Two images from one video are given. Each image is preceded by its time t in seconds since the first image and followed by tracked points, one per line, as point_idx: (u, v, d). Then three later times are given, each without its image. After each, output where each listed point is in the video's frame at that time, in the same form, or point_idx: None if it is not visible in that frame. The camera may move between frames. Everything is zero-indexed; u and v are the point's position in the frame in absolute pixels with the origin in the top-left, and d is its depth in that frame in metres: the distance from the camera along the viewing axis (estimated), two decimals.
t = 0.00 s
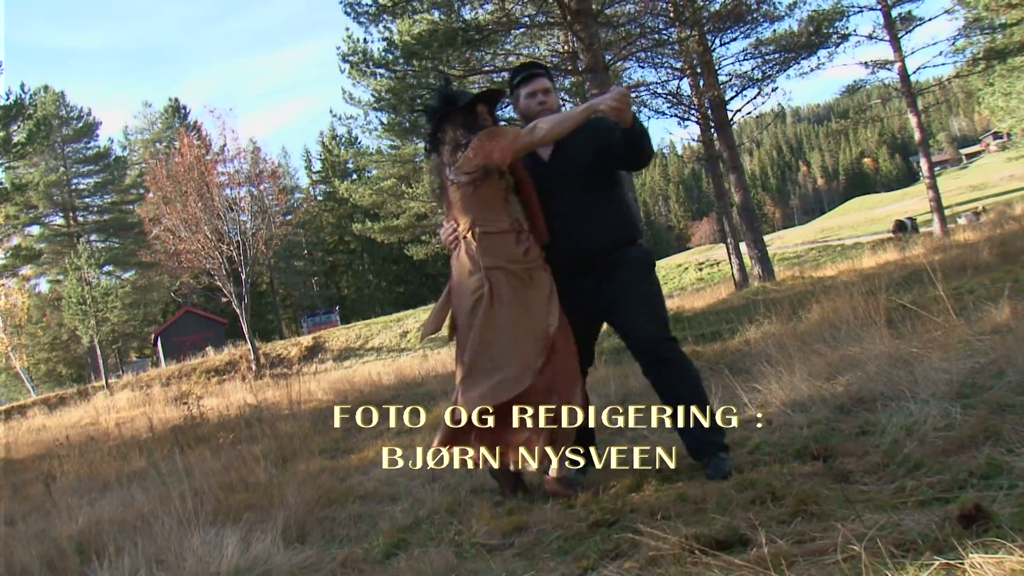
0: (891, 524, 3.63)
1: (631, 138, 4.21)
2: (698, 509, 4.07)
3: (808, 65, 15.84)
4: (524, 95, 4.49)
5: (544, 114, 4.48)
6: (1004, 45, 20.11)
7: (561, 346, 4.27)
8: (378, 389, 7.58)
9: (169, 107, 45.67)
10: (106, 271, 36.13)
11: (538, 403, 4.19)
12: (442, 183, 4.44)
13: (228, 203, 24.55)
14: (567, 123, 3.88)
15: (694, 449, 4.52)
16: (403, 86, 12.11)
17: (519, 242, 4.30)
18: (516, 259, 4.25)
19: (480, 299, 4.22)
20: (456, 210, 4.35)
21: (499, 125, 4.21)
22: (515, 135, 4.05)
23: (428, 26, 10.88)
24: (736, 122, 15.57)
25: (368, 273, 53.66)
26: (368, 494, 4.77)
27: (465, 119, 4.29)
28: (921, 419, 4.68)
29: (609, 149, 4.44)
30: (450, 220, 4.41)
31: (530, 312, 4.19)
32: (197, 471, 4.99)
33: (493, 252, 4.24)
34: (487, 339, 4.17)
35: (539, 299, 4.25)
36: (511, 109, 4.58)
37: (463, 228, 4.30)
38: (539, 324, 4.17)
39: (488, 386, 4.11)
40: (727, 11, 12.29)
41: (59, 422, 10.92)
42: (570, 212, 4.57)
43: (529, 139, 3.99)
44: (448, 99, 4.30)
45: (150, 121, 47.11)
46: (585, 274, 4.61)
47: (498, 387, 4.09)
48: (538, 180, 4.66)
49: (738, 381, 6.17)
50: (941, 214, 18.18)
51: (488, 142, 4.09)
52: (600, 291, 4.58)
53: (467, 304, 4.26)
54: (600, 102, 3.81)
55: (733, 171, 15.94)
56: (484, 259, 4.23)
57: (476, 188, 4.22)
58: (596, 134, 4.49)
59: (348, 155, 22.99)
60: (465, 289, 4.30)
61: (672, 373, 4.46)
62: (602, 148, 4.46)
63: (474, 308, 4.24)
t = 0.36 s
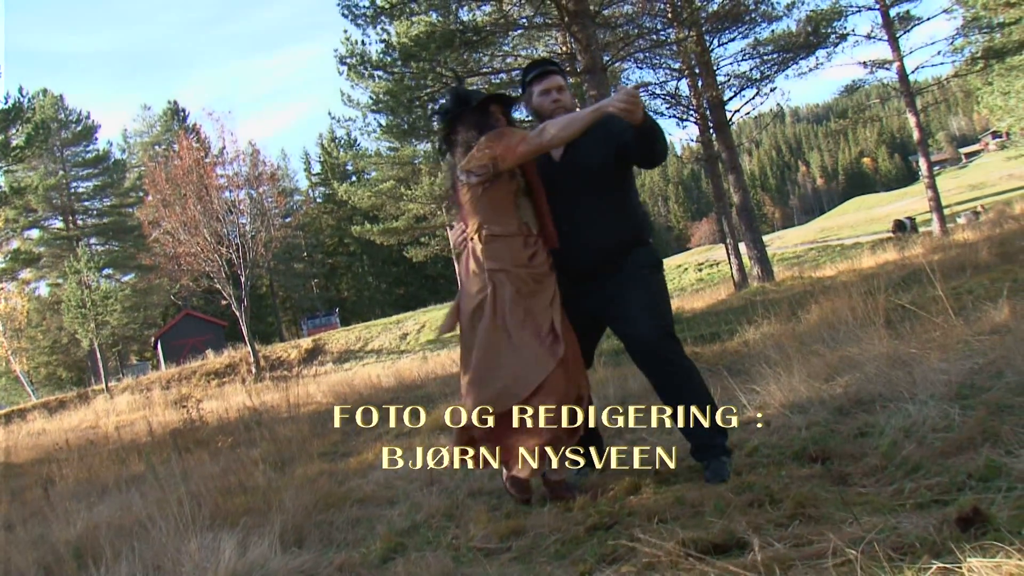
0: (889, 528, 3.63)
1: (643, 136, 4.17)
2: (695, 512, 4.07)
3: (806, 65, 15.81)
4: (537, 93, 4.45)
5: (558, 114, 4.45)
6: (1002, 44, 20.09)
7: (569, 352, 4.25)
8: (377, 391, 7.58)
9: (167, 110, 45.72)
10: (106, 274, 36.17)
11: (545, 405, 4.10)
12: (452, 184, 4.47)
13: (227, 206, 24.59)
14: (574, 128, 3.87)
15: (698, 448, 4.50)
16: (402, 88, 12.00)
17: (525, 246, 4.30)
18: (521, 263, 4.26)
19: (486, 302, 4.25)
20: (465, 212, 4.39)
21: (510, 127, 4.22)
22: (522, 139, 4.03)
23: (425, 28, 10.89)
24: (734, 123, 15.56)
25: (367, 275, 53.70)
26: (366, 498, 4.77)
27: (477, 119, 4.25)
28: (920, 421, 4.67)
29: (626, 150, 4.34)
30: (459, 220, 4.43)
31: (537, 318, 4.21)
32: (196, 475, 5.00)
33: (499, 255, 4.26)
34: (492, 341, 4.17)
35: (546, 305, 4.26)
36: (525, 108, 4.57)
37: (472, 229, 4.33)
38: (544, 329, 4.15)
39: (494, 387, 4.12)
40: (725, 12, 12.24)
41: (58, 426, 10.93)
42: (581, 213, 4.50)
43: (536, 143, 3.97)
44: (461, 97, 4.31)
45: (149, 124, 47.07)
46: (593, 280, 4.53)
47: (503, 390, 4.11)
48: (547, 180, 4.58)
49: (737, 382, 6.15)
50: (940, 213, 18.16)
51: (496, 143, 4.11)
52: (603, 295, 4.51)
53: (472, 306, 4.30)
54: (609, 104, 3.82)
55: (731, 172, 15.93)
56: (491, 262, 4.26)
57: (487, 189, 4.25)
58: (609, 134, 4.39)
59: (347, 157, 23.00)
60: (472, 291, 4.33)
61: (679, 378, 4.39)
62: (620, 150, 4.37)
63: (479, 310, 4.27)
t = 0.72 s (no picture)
0: (885, 532, 3.62)
1: (656, 140, 4.21)
2: (691, 516, 4.06)
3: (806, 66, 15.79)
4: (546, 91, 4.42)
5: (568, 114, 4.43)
6: (1001, 46, 20.07)
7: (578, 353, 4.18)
8: (375, 393, 7.58)
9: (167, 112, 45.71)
10: (105, 276, 36.21)
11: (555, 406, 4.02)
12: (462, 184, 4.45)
13: (227, 208, 24.65)
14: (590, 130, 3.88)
15: (696, 452, 4.47)
16: (400, 90, 11.99)
17: (534, 247, 4.27)
18: (530, 263, 4.22)
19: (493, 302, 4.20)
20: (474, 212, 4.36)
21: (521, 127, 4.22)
22: (533, 139, 4.02)
23: (423, 30, 10.97)
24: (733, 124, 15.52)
25: (367, 277, 53.79)
26: (362, 501, 4.77)
27: (487, 116, 4.23)
28: (917, 424, 4.66)
29: (636, 152, 4.32)
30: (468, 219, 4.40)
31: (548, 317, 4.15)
32: (193, 477, 5.00)
33: (508, 254, 4.22)
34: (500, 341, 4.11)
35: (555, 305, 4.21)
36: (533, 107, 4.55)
37: (480, 229, 4.30)
38: (552, 329, 4.09)
39: (501, 386, 4.05)
40: (725, 13, 12.41)
41: (56, 428, 10.95)
42: (586, 214, 4.47)
43: (547, 143, 3.95)
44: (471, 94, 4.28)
45: (149, 125, 46.99)
46: (595, 283, 4.52)
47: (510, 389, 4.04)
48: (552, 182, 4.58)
49: (734, 385, 6.14)
50: (939, 215, 18.13)
51: (506, 142, 4.09)
52: (604, 298, 4.49)
53: (479, 306, 4.25)
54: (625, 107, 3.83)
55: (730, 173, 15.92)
56: (499, 261, 4.22)
57: (497, 188, 4.24)
58: (617, 137, 4.38)
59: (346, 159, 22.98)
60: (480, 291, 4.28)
61: (679, 384, 4.35)
62: (629, 152, 4.36)
63: (486, 310, 4.22)
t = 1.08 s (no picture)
0: (881, 537, 3.62)
1: (668, 147, 4.22)
2: (688, 521, 4.06)
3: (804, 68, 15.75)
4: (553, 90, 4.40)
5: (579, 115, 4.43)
6: (999, 47, 20.04)
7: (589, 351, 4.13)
8: (373, 396, 7.59)
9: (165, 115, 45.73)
10: (104, 279, 36.30)
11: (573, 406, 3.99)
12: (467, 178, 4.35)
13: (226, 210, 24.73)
14: (608, 127, 3.75)
15: (694, 456, 4.46)
16: (398, 93, 11.96)
17: (544, 244, 4.23)
18: (542, 259, 4.19)
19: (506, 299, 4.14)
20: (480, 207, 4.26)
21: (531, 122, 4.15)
22: (548, 136, 3.94)
23: (420, 32, 11.12)
24: (732, 126, 15.50)
25: (366, 279, 53.90)
26: (359, 505, 4.77)
27: (497, 110, 4.18)
28: (915, 427, 4.66)
29: (645, 156, 4.36)
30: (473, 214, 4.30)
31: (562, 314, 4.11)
32: (191, 481, 5.02)
33: (519, 252, 4.17)
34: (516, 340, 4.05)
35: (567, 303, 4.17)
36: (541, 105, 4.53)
37: (489, 226, 4.21)
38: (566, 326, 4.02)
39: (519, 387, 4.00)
40: (721, 14, 12.44)
41: (56, 431, 11.01)
42: (593, 211, 4.45)
43: (563, 141, 3.88)
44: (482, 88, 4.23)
45: (148, 128, 46.95)
46: (600, 285, 4.51)
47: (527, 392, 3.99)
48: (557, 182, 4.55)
49: (732, 388, 6.14)
50: (937, 215, 18.10)
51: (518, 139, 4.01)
52: (606, 298, 4.48)
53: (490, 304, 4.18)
54: (646, 108, 3.77)
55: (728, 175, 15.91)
56: (510, 259, 4.16)
57: (508, 183, 4.16)
58: (627, 140, 4.44)
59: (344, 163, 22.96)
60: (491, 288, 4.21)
61: (680, 386, 4.32)
62: (637, 156, 4.41)
63: (498, 307, 4.16)
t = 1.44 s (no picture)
0: (877, 544, 3.61)
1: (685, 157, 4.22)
2: (684, 526, 4.05)
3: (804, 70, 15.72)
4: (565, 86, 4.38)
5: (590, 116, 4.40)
6: (999, 49, 20.02)
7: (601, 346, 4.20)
8: (372, 399, 7.60)
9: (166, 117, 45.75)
10: (105, 281, 36.38)
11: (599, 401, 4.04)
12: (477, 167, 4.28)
13: (226, 212, 24.86)
14: (636, 127, 3.71)
15: (691, 460, 4.43)
16: (398, 95, 11.87)
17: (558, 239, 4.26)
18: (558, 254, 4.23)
19: (528, 292, 4.14)
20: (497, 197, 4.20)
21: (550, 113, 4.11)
22: (573, 131, 3.87)
23: (419, 34, 11.19)
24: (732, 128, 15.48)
25: (366, 281, 53.96)
26: (356, 509, 4.77)
27: (516, 101, 4.15)
28: (913, 432, 4.65)
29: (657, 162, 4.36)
30: (487, 204, 4.24)
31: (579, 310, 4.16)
32: (188, 486, 5.03)
33: (541, 243, 4.17)
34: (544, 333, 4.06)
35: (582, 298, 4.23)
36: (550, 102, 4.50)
37: (508, 216, 4.17)
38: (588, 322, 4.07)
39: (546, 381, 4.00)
40: (722, 17, 12.40)
41: (55, 433, 11.05)
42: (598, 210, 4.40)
43: (588, 135, 3.82)
44: (499, 79, 4.18)
45: (148, 130, 46.95)
46: (600, 284, 4.50)
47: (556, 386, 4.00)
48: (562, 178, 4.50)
49: (731, 392, 6.12)
50: (937, 218, 18.04)
51: (542, 129, 3.96)
52: (606, 296, 4.47)
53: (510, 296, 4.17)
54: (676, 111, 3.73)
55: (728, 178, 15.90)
56: (531, 251, 4.16)
57: (526, 175, 4.14)
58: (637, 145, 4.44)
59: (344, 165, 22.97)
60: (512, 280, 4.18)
61: (680, 387, 4.30)
62: (649, 161, 4.41)
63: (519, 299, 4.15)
